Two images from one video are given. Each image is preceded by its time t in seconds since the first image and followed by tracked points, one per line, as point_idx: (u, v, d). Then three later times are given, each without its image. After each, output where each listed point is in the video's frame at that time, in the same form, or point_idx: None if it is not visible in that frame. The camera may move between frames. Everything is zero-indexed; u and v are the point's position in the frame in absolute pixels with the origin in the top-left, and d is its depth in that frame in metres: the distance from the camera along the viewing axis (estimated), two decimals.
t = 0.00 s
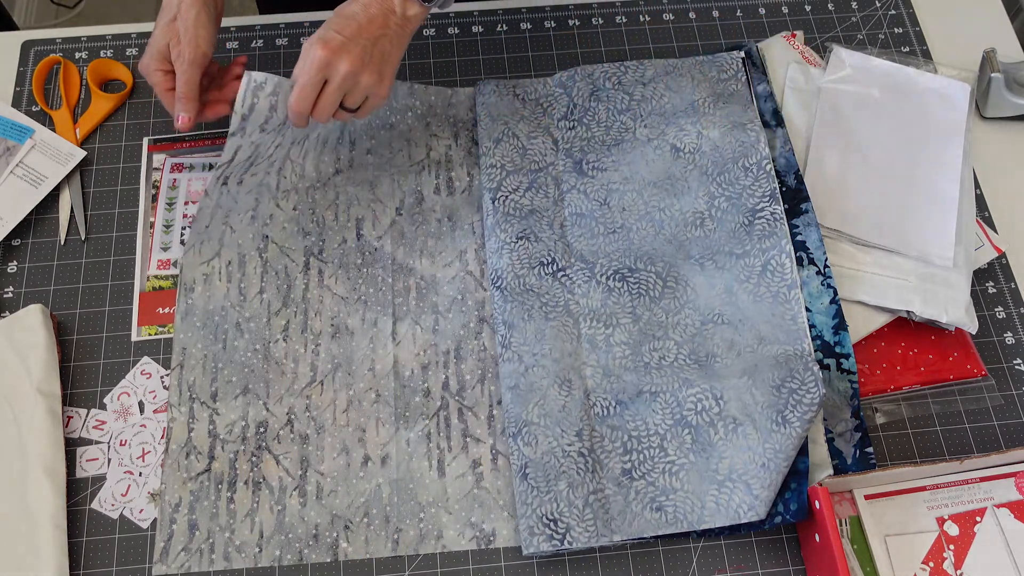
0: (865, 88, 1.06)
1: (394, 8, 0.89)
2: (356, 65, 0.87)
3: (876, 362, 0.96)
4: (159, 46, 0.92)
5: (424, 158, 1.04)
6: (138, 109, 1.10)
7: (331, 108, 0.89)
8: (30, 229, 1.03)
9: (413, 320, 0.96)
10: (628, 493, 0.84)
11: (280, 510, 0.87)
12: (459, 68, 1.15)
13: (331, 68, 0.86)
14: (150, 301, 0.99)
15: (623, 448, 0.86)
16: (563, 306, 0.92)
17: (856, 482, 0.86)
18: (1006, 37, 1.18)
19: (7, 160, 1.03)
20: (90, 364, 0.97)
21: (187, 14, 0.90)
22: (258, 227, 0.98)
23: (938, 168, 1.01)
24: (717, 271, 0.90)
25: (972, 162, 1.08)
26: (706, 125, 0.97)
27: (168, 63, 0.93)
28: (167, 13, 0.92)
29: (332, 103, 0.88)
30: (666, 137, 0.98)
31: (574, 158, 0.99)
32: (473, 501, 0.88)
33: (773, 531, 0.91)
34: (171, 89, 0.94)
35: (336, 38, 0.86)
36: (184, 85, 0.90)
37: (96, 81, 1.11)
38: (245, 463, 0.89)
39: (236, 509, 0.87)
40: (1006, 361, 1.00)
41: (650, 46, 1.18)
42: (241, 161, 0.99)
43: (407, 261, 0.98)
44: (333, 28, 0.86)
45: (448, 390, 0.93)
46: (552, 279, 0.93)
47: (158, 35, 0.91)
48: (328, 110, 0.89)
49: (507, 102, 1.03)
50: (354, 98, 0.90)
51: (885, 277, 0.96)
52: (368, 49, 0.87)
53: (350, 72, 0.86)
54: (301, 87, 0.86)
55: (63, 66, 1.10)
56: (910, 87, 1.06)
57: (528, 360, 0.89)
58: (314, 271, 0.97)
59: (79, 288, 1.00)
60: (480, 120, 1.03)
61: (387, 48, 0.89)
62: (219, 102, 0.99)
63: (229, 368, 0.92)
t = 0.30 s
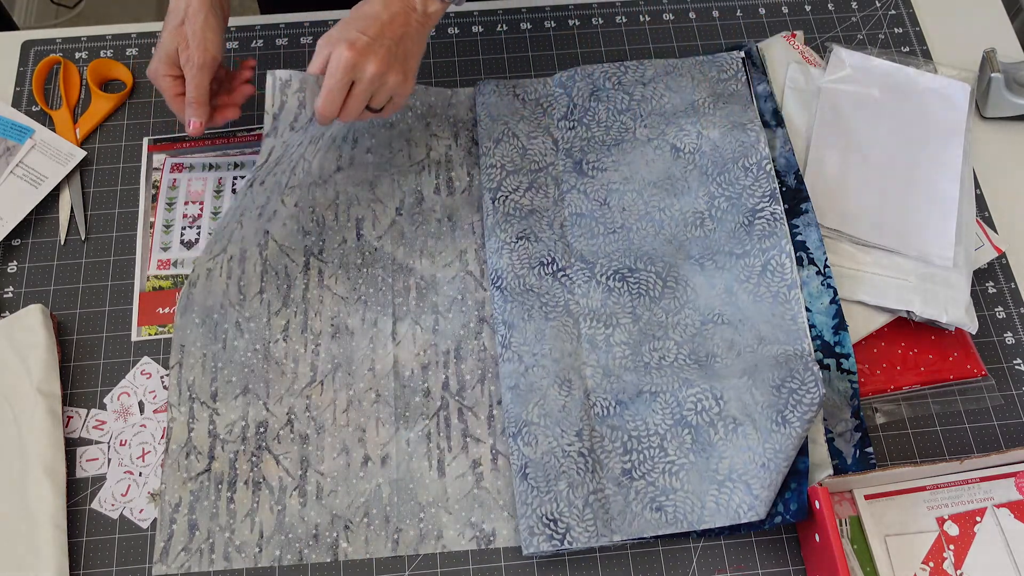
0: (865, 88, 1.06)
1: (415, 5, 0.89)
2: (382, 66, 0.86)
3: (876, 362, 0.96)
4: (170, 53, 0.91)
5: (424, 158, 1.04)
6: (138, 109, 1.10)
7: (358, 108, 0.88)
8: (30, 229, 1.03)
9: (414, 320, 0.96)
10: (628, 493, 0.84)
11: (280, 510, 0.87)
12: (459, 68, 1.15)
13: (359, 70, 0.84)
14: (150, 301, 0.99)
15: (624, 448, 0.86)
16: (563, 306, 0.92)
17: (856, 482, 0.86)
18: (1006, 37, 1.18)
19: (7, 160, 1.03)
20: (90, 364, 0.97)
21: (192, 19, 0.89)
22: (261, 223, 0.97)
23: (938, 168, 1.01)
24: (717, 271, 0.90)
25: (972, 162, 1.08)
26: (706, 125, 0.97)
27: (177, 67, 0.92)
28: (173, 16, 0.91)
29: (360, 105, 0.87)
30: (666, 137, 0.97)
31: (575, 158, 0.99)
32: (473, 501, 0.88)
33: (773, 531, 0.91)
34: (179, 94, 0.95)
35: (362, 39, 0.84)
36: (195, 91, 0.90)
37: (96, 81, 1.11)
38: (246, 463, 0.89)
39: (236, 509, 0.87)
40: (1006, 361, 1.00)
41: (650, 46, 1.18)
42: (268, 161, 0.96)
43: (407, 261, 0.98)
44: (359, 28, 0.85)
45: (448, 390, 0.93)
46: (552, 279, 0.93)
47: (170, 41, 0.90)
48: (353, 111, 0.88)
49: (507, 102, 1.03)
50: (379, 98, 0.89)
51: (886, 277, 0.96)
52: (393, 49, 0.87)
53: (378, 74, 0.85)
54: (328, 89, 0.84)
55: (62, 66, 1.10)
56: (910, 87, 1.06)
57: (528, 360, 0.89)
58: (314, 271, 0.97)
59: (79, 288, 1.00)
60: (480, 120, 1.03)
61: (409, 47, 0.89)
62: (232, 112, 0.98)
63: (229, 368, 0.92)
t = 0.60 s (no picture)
0: (865, 88, 1.06)
1: None
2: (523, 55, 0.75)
3: (876, 362, 0.96)
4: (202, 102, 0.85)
5: (424, 158, 1.04)
6: (138, 109, 1.11)
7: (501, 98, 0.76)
8: (29, 229, 1.03)
9: (413, 320, 0.96)
10: (628, 493, 0.84)
11: (280, 510, 0.87)
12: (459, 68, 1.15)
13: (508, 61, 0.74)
14: (150, 301, 0.99)
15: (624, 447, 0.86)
16: (563, 306, 0.92)
17: (856, 482, 0.86)
18: (1006, 37, 1.18)
19: (7, 160, 1.03)
20: (90, 363, 0.97)
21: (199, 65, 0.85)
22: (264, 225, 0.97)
23: (938, 168, 1.01)
24: (716, 271, 0.91)
25: (972, 162, 1.08)
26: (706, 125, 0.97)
27: (188, 114, 0.88)
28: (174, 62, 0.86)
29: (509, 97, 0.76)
30: (666, 137, 0.97)
31: (574, 158, 0.99)
32: (472, 500, 0.88)
33: (773, 531, 0.91)
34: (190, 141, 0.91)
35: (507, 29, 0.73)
36: (224, 130, 0.85)
37: (96, 81, 1.11)
38: (246, 463, 0.89)
39: (236, 509, 0.87)
40: (1006, 361, 1.00)
41: (650, 46, 1.18)
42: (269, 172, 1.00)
43: (407, 261, 0.98)
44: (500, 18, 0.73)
45: (448, 389, 0.93)
46: (552, 279, 0.93)
47: (212, 86, 0.84)
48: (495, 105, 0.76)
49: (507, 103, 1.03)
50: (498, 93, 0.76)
51: (885, 277, 0.96)
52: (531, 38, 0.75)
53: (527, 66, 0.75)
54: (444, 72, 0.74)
55: (62, 66, 1.10)
56: (910, 88, 1.06)
57: (528, 360, 0.89)
58: (314, 270, 0.97)
59: (79, 288, 1.00)
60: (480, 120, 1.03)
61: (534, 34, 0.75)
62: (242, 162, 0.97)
63: (229, 368, 0.93)
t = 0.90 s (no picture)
0: (865, 88, 1.06)
1: None
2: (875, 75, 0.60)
3: (876, 362, 0.96)
4: (222, 90, 0.93)
5: (424, 158, 1.04)
6: (138, 109, 1.11)
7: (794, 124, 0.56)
8: (29, 229, 1.03)
9: (414, 319, 0.96)
10: (628, 493, 0.84)
11: (280, 510, 0.87)
12: (459, 68, 1.15)
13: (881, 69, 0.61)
14: (150, 301, 0.99)
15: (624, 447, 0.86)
16: (563, 306, 0.92)
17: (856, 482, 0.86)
18: (1006, 37, 1.18)
19: (7, 160, 1.03)
20: (90, 363, 0.97)
21: (220, 54, 0.93)
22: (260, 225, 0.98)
23: (938, 168, 1.01)
24: (717, 271, 0.90)
25: (973, 161, 1.08)
26: (706, 125, 0.97)
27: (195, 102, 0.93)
28: (186, 49, 0.92)
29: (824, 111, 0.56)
30: (666, 137, 0.97)
31: (575, 158, 0.99)
32: (472, 500, 0.88)
33: (773, 531, 0.91)
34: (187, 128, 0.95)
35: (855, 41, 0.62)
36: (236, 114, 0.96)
37: (96, 81, 1.11)
38: (246, 463, 0.89)
39: (236, 509, 0.87)
40: (1006, 361, 1.00)
41: (650, 46, 1.18)
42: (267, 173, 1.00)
43: (407, 261, 0.98)
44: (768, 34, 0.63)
45: (448, 389, 0.93)
46: (552, 279, 0.93)
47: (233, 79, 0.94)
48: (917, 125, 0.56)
49: (507, 103, 1.03)
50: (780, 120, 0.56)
51: (885, 277, 0.96)
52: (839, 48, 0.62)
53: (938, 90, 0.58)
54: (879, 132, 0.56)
55: (62, 66, 1.10)
56: (910, 87, 1.06)
57: (528, 360, 0.89)
58: (314, 271, 0.97)
59: (79, 288, 1.00)
60: (480, 120, 1.03)
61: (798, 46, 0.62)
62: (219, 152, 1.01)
63: (229, 368, 0.93)
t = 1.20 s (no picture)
0: (865, 88, 1.06)
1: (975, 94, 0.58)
2: None
3: (876, 362, 0.96)
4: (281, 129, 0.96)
5: (424, 158, 1.04)
6: (138, 109, 1.11)
7: None
8: (30, 229, 1.03)
9: (414, 320, 0.96)
10: (628, 493, 0.84)
11: (280, 510, 0.87)
12: (459, 68, 1.15)
13: None
14: (150, 301, 0.99)
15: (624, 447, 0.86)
16: (563, 307, 0.92)
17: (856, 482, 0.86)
18: (1006, 37, 1.18)
19: (7, 160, 1.03)
20: (90, 363, 0.97)
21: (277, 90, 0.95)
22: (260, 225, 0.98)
23: (938, 168, 1.01)
24: (717, 271, 0.90)
25: (972, 161, 1.08)
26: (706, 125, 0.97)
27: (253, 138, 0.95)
28: (244, 86, 0.92)
29: None
30: (666, 138, 0.97)
31: (575, 158, 0.99)
32: (472, 500, 0.88)
33: (773, 531, 0.91)
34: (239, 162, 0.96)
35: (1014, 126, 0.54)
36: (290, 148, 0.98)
37: (96, 81, 1.11)
38: (246, 463, 0.89)
39: (236, 509, 0.87)
40: (1006, 361, 1.00)
41: (650, 46, 1.18)
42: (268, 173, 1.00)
43: (407, 261, 0.98)
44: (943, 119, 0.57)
45: (448, 389, 0.93)
46: (552, 280, 0.93)
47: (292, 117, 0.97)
48: None
49: (507, 103, 1.03)
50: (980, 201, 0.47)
51: (885, 277, 0.96)
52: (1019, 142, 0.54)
53: None
54: None
55: (62, 66, 1.10)
56: (910, 87, 1.06)
57: (528, 360, 0.89)
58: (314, 271, 0.97)
59: (79, 288, 1.00)
60: (480, 121, 1.03)
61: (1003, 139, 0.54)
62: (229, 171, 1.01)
63: (229, 368, 0.93)
